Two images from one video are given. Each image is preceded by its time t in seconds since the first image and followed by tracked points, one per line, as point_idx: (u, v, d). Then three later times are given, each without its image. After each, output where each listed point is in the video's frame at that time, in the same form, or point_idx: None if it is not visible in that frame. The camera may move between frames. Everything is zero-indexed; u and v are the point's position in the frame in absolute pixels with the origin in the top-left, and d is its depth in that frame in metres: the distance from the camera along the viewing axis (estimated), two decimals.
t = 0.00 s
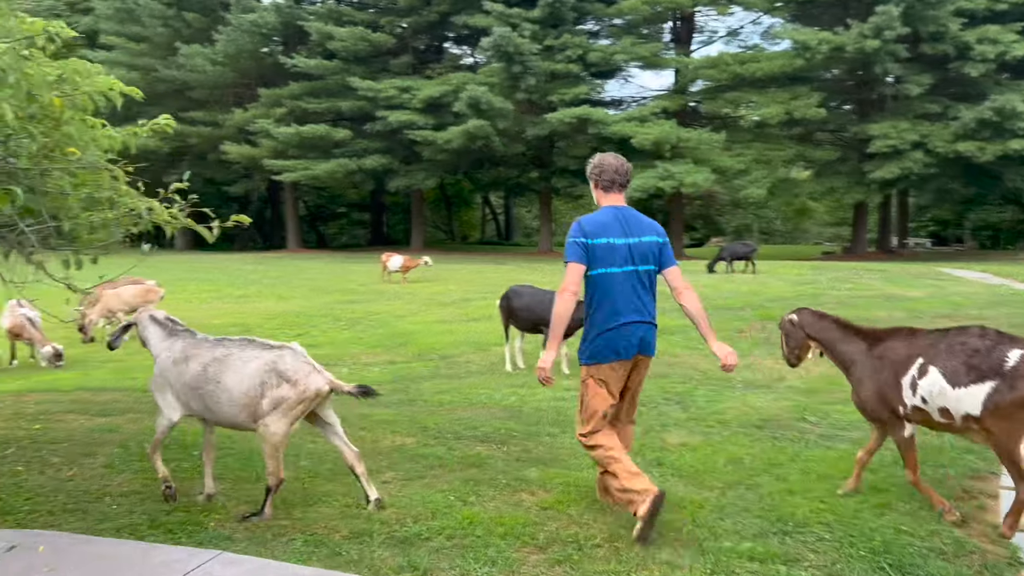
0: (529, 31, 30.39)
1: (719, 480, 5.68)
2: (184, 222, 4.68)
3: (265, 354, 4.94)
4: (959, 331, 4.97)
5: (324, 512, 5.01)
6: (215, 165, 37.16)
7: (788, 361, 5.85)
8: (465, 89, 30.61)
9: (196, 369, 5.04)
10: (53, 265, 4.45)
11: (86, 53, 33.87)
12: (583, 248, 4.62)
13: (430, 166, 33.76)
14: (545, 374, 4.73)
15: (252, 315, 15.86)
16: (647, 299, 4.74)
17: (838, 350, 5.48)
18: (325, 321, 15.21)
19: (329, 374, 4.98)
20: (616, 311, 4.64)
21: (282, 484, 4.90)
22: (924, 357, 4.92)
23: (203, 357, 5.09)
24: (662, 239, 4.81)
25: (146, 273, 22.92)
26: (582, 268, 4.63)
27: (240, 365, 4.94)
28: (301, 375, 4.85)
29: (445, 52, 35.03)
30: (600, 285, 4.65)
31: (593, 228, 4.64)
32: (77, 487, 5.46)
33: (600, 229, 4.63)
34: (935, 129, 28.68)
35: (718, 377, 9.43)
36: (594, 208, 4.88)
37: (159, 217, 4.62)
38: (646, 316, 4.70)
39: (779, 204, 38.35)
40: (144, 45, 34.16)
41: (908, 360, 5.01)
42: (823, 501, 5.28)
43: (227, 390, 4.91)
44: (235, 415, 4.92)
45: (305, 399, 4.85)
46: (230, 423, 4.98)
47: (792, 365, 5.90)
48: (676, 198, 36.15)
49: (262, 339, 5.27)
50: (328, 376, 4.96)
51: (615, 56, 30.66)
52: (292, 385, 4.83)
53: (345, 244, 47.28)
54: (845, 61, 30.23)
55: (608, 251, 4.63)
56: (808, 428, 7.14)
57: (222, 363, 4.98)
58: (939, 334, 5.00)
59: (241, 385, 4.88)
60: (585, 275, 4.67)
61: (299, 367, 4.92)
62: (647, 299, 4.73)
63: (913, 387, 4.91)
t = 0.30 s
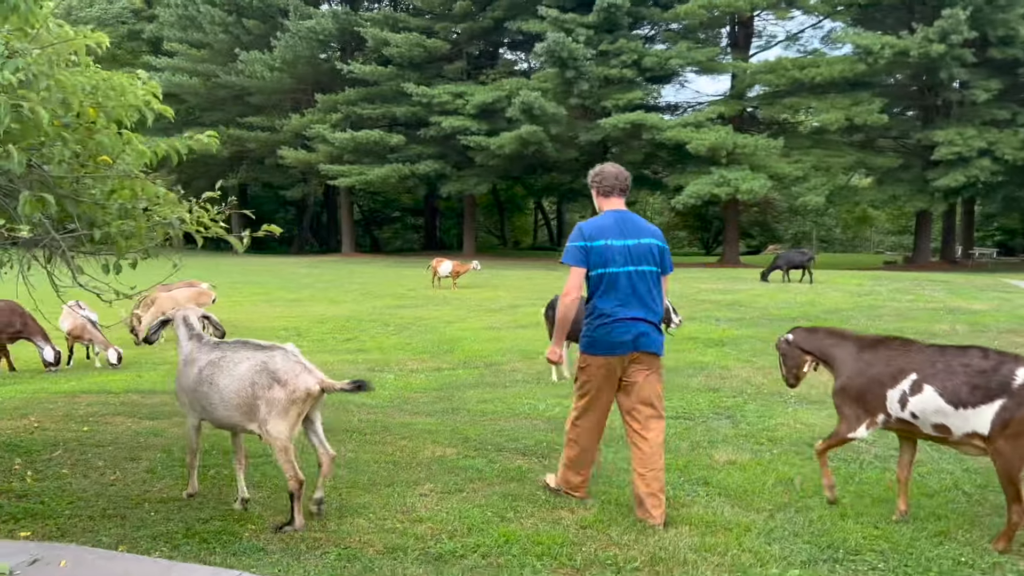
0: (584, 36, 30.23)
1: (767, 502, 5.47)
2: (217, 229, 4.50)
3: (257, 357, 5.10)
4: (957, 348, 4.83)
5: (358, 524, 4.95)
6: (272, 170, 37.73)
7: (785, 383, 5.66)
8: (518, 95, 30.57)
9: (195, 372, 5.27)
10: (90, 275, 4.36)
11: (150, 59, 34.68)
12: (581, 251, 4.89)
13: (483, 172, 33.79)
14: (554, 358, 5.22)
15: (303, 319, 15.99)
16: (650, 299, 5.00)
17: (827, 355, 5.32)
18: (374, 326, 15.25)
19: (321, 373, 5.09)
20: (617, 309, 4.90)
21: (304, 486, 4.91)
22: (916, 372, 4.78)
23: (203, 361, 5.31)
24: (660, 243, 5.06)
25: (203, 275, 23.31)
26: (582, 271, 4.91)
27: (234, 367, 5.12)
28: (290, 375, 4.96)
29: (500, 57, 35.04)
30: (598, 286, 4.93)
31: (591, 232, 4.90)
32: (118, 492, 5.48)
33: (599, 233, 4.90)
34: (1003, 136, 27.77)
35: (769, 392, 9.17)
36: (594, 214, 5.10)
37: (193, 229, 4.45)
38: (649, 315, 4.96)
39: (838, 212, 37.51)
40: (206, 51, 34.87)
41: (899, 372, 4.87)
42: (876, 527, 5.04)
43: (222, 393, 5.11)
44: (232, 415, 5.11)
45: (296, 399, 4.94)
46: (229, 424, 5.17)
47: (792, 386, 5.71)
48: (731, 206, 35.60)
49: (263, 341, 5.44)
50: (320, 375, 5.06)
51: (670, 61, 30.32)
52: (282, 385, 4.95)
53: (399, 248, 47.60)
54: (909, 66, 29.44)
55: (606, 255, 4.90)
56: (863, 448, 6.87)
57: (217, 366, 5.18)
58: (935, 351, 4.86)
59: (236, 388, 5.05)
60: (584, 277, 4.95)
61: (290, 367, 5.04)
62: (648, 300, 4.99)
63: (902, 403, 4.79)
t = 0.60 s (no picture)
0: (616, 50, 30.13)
1: (803, 523, 5.30)
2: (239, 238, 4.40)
3: (263, 366, 5.12)
4: (933, 357, 4.96)
5: (383, 540, 4.86)
6: (305, 183, 38.02)
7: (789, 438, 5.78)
8: (549, 109, 30.54)
9: (204, 379, 5.30)
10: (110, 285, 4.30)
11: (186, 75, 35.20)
12: (560, 259, 5.31)
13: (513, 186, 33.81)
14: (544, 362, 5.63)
15: (334, 332, 16.00)
16: (621, 305, 5.32)
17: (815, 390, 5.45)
18: (404, 340, 15.22)
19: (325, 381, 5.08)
20: (590, 314, 5.27)
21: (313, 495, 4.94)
22: (896, 383, 4.89)
23: (212, 368, 5.35)
24: (637, 252, 5.42)
25: (235, 288, 23.47)
26: (559, 280, 5.32)
27: (241, 376, 5.15)
28: (293, 385, 4.96)
29: (531, 73, 35.10)
30: (574, 292, 5.31)
31: (569, 239, 5.31)
32: (141, 503, 5.45)
33: (575, 241, 5.30)
34: None
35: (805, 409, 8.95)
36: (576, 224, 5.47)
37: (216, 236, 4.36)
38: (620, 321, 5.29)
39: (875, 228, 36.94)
40: (242, 66, 35.38)
41: (878, 385, 4.99)
42: (917, 551, 4.84)
43: (228, 402, 5.14)
44: (237, 424, 5.13)
45: (297, 409, 4.95)
46: (235, 433, 5.19)
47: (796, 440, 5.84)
48: (765, 221, 35.24)
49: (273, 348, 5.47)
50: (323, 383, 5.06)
51: (703, 75, 30.16)
52: (285, 395, 4.95)
53: (430, 262, 47.71)
54: (946, 80, 29.01)
55: (582, 263, 5.29)
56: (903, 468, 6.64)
57: (224, 375, 5.21)
58: (912, 359, 4.99)
59: (241, 397, 5.09)
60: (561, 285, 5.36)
61: (293, 376, 5.05)
62: (619, 304, 5.32)
63: (886, 414, 4.88)
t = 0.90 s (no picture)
0: (626, 79, 30.24)
1: (837, 565, 5.16)
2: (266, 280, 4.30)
3: (280, 401, 4.88)
4: (928, 388, 5.18)
5: None
6: (314, 211, 38.10)
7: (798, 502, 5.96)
8: (558, 137, 30.61)
9: (222, 413, 5.07)
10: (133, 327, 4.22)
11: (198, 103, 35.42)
12: (554, 295, 5.19)
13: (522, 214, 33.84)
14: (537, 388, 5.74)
15: (345, 360, 15.91)
16: (610, 340, 5.21)
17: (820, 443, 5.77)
18: (416, 369, 15.11)
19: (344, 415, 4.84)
20: (581, 349, 5.16)
21: (335, 537, 4.71)
22: (890, 412, 5.16)
23: (230, 401, 5.11)
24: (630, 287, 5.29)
25: (246, 316, 23.43)
26: (553, 314, 5.24)
27: (257, 411, 4.90)
28: (309, 420, 4.72)
29: (540, 101, 35.27)
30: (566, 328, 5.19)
31: (561, 274, 5.20)
32: (158, 542, 5.32)
33: (569, 277, 5.18)
34: None
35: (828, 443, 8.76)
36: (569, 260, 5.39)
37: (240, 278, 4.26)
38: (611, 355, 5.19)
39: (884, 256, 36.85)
40: (253, 95, 35.60)
41: (876, 415, 5.28)
42: None
43: (246, 438, 4.92)
44: (254, 461, 4.89)
45: (315, 446, 4.70)
46: (253, 470, 4.95)
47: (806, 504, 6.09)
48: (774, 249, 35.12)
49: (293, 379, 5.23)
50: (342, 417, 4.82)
51: (712, 104, 30.24)
52: (302, 432, 4.71)
53: (438, 289, 47.66)
54: (956, 109, 29.04)
55: (575, 298, 5.16)
56: (935, 506, 6.49)
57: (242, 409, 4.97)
58: (907, 390, 5.22)
59: (258, 433, 4.84)
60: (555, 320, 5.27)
61: (312, 412, 4.82)
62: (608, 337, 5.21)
63: (882, 441, 5.15)
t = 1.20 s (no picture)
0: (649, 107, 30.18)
1: None
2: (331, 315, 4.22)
3: (327, 442, 4.71)
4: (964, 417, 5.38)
5: None
6: (337, 240, 38.15)
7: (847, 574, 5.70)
8: (582, 165, 30.55)
9: (266, 457, 4.88)
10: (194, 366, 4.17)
11: (223, 133, 35.67)
12: (573, 327, 5.68)
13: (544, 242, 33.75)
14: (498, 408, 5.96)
15: (373, 391, 15.77)
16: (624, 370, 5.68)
17: (869, 505, 5.79)
18: (445, 400, 14.94)
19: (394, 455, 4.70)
20: (595, 379, 5.65)
21: None
22: (929, 444, 5.39)
23: (273, 442, 4.92)
24: (644, 320, 5.83)
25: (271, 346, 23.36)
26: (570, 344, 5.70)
27: (304, 453, 4.73)
28: (359, 462, 4.58)
29: (562, 130, 35.31)
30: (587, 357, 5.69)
31: (580, 308, 5.73)
32: None
33: (587, 310, 5.71)
34: None
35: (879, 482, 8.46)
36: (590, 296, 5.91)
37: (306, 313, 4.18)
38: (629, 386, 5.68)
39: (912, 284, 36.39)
40: (277, 125, 35.82)
41: (917, 450, 5.49)
42: None
43: (293, 482, 4.75)
44: (304, 505, 4.74)
45: (368, 490, 4.57)
46: (302, 514, 4.80)
47: None
48: (800, 277, 34.76)
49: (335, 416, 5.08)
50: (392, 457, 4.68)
51: (736, 131, 30.15)
52: (353, 475, 4.57)
53: (459, 316, 47.53)
54: (984, 135, 28.76)
55: (595, 331, 5.67)
56: (999, 550, 6.24)
57: (288, 451, 4.81)
58: (943, 422, 5.42)
59: (307, 476, 4.69)
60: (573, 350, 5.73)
61: (361, 453, 4.66)
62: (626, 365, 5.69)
63: (924, 475, 5.38)
